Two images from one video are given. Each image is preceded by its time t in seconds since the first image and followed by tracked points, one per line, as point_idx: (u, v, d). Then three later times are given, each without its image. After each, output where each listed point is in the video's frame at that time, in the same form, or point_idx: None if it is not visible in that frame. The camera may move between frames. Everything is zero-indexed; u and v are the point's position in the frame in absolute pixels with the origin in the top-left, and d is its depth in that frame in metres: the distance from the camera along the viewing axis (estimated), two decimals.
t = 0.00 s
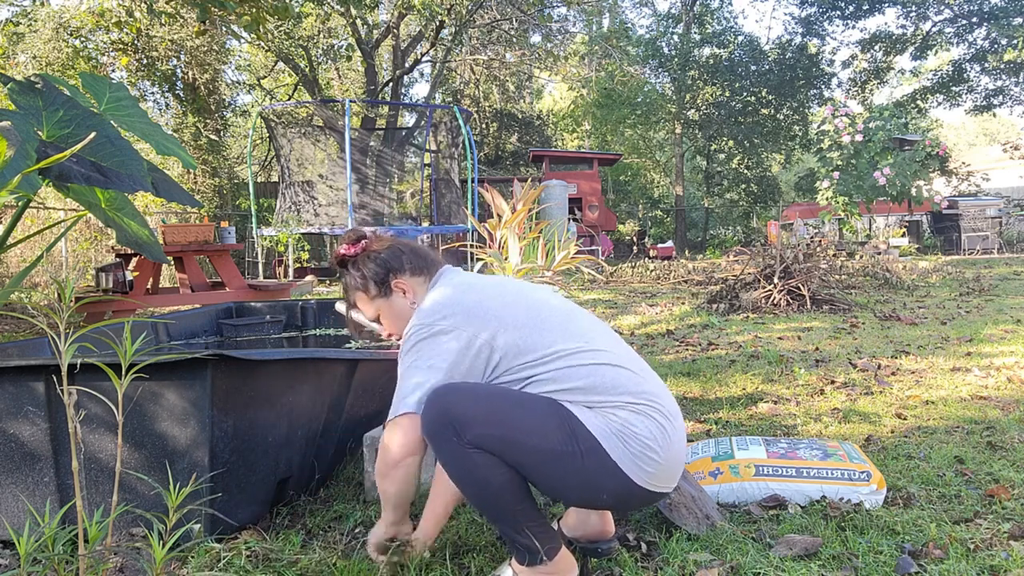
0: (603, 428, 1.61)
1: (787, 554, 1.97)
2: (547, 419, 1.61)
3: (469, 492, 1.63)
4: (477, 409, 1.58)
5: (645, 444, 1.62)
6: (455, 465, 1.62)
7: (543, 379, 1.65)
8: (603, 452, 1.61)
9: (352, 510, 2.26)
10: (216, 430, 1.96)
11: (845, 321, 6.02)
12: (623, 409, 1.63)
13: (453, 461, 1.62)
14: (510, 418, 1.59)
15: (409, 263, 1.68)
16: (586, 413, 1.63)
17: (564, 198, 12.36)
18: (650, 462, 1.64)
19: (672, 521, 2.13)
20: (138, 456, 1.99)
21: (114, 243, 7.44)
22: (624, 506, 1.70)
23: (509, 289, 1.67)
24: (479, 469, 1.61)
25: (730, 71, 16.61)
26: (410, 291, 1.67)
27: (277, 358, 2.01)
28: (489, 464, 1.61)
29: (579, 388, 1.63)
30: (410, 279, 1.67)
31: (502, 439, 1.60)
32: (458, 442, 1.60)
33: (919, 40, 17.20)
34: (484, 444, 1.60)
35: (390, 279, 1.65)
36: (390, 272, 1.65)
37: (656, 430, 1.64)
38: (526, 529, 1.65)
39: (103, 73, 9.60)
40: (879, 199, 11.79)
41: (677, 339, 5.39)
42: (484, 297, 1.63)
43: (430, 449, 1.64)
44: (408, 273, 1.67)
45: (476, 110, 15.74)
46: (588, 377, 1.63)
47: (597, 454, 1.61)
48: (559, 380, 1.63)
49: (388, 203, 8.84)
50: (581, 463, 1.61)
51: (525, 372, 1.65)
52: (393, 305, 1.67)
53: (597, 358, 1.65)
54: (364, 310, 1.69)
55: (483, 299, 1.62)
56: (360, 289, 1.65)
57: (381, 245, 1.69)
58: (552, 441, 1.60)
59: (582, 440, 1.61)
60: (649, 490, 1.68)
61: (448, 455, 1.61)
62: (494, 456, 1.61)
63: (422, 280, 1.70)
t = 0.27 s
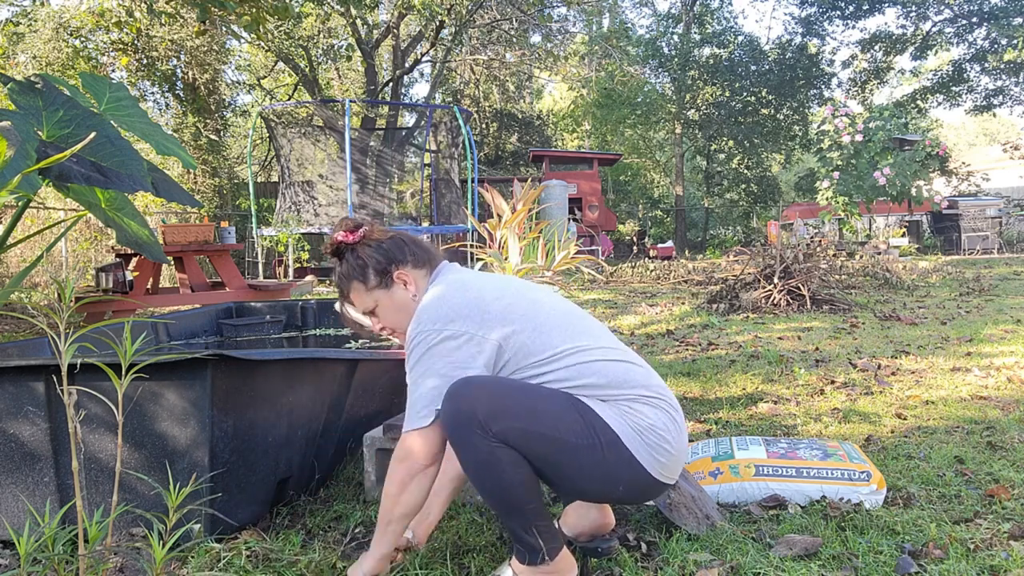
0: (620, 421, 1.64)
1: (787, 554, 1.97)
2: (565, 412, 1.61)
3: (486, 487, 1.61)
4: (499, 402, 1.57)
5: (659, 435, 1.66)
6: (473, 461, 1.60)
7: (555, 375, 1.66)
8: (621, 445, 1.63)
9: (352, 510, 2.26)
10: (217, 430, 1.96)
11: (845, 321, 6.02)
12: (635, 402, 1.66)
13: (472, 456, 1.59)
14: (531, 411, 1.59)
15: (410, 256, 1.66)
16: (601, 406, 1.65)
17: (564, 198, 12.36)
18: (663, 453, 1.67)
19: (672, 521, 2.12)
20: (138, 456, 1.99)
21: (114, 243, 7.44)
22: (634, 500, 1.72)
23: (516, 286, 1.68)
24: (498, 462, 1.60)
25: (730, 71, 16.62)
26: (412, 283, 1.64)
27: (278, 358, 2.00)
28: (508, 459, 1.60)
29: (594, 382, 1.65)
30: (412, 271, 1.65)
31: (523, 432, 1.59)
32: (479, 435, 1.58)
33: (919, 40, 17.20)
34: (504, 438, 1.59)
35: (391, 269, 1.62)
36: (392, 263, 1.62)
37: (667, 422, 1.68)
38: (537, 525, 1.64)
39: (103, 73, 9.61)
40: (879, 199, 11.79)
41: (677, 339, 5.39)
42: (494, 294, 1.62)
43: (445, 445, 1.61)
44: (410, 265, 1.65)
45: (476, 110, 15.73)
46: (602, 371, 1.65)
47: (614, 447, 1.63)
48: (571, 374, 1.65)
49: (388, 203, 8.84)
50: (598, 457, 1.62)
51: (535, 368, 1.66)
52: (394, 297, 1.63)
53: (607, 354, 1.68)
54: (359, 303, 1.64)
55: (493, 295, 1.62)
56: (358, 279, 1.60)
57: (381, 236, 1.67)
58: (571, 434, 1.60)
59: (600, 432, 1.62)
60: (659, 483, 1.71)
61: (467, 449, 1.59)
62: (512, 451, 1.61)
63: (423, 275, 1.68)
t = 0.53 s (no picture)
0: (605, 421, 1.63)
1: (787, 554, 1.97)
2: (549, 413, 1.61)
3: (473, 489, 1.63)
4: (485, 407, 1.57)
5: (645, 435, 1.65)
6: (459, 462, 1.61)
7: (542, 374, 1.65)
8: (605, 445, 1.63)
9: (352, 510, 2.26)
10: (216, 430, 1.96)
11: (845, 321, 6.02)
12: (622, 402, 1.66)
13: (456, 457, 1.61)
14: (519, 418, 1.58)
15: (411, 252, 1.66)
16: (586, 406, 1.64)
17: (564, 198, 12.36)
18: (651, 453, 1.66)
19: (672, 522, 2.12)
20: (138, 456, 1.99)
21: (114, 243, 7.44)
22: (623, 498, 1.72)
23: (505, 285, 1.67)
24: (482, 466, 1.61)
25: (730, 71, 16.63)
26: (410, 278, 1.65)
27: (278, 358, 2.00)
28: (493, 461, 1.61)
29: (580, 382, 1.65)
30: (411, 267, 1.65)
31: (506, 433, 1.60)
32: (461, 437, 1.60)
33: (919, 40, 17.21)
34: (488, 440, 1.60)
35: (390, 264, 1.62)
36: (392, 258, 1.62)
37: (654, 421, 1.67)
38: (526, 527, 1.65)
39: (103, 73, 9.60)
40: (879, 199, 11.80)
41: (677, 339, 5.39)
42: (482, 292, 1.61)
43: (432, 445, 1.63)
44: (410, 261, 1.66)
45: (476, 110, 15.73)
46: (587, 371, 1.65)
47: (599, 447, 1.63)
48: (558, 374, 1.65)
49: (388, 203, 8.84)
50: (583, 456, 1.62)
51: (523, 367, 1.65)
52: (390, 292, 1.63)
53: (594, 352, 1.68)
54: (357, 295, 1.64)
55: (481, 293, 1.61)
56: (357, 269, 1.60)
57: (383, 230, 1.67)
58: (554, 436, 1.61)
59: (584, 433, 1.62)
60: (648, 482, 1.70)
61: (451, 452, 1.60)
62: (497, 452, 1.61)
63: (422, 271, 1.68)
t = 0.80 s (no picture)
0: (608, 397, 1.62)
1: (787, 554, 1.97)
2: (551, 395, 1.61)
3: (477, 484, 1.62)
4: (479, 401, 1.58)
5: (652, 404, 1.63)
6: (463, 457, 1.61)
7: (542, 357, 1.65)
8: (611, 421, 1.62)
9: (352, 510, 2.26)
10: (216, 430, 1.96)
11: (845, 321, 6.02)
12: (624, 375, 1.64)
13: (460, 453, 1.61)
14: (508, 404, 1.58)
15: (413, 253, 1.66)
16: (588, 384, 1.64)
17: (564, 198, 12.35)
18: (659, 421, 1.64)
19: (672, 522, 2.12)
20: (138, 456, 1.99)
21: (114, 243, 7.44)
22: (635, 473, 1.70)
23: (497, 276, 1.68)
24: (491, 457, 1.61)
25: (730, 71, 16.63)
26: (409, 279, 1.65)
27: (278, 358, 2.01)
28: (496, 454, 1.61)
29: (580, 360, 1.65)
30: (411, 268, 1.65)
31: (508, 425, 1.60)
32: (463, 431, 1.59)
33: (919, 40, 17.21)
34: (490, 433, 1.60)
35: (391, 264, 1.63)
36: (392, 256, 1.63)
37: (661, 390, 1.65)
38: (528, 523, 1.65)
39: (103, 72, 9.60)
40: (879, 199, 11.81)
41: (677, 339, 5.39)
42: (475, 282, 1.62)
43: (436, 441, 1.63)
44: (411, 262, 1.65)
45: (476, 110, 15.72)
46: (586, 348, 1.65)
47: (603, 423, 1.61)
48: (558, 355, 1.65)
49: (388, 203, 8.83)
50: (589, 435, 1.62)
51: (522, 352, 1.65)
52: (386, 289, 1.64)
53: (592, 330, 1.67)
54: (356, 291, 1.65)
55: (475, 283, 1.62)
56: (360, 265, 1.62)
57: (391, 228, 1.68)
58: (556, 421, 1.60)
59: (587, 410, 1.61)
60: (661, 454, 1.68)
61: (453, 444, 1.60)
62: (500, 445, 1.61)
63: (422, 271, 1.67)
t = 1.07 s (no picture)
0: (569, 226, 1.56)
1: (787, 553, 1.97)
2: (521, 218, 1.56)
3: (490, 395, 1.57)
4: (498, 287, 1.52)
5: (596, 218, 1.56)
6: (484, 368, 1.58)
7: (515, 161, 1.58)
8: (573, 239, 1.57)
9: (352, 510, 2.26)
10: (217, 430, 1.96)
11: (845, 321, 6.02)
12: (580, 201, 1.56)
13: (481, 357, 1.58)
14: (530, 285, 1.52)
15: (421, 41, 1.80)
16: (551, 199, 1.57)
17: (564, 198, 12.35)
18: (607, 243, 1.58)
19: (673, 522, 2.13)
20: (138, 456, 1.98)
21: (114, 243, 7.44)
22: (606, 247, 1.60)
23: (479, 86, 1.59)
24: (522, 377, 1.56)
25: (730, 71, 16.62)
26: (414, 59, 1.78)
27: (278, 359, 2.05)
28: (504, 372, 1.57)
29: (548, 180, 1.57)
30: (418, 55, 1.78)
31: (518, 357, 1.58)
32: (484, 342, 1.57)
33: (919, 40, 17.20)
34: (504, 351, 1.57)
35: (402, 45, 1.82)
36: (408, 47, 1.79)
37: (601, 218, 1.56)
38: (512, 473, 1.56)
39: (103, 73, 9.61)
40: (878, 199, 11.81)
41: (677, 339, 5.39)
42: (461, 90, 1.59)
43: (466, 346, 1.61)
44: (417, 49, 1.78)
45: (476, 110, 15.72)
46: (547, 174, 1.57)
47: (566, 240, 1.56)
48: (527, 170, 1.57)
49: (387, 203, 8.83)
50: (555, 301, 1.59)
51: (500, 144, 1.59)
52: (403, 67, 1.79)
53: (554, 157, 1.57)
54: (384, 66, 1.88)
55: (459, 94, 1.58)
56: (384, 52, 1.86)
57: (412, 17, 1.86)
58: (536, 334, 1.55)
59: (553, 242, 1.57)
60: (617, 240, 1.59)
61: (486, 378, 1.55)
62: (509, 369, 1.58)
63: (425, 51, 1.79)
